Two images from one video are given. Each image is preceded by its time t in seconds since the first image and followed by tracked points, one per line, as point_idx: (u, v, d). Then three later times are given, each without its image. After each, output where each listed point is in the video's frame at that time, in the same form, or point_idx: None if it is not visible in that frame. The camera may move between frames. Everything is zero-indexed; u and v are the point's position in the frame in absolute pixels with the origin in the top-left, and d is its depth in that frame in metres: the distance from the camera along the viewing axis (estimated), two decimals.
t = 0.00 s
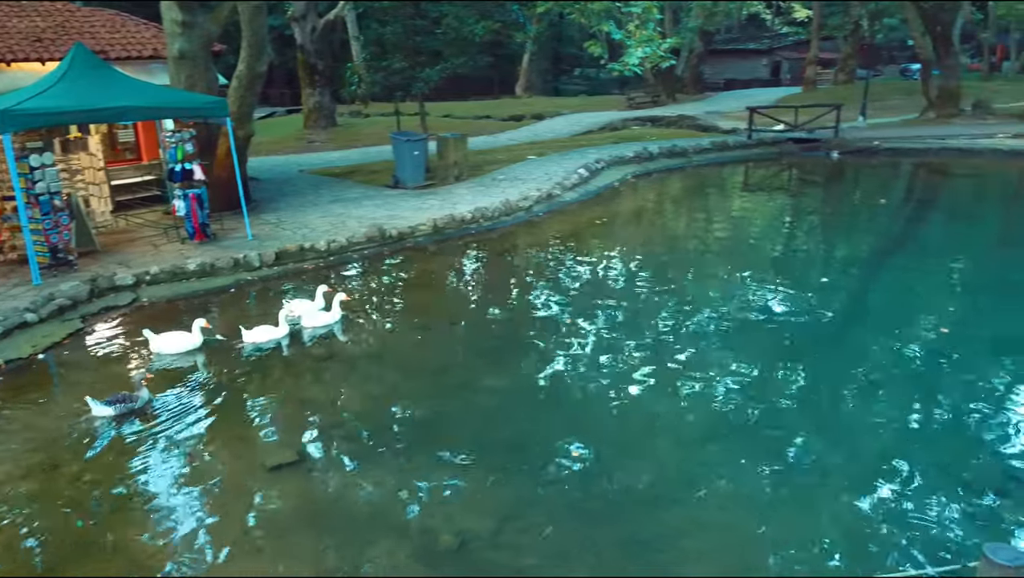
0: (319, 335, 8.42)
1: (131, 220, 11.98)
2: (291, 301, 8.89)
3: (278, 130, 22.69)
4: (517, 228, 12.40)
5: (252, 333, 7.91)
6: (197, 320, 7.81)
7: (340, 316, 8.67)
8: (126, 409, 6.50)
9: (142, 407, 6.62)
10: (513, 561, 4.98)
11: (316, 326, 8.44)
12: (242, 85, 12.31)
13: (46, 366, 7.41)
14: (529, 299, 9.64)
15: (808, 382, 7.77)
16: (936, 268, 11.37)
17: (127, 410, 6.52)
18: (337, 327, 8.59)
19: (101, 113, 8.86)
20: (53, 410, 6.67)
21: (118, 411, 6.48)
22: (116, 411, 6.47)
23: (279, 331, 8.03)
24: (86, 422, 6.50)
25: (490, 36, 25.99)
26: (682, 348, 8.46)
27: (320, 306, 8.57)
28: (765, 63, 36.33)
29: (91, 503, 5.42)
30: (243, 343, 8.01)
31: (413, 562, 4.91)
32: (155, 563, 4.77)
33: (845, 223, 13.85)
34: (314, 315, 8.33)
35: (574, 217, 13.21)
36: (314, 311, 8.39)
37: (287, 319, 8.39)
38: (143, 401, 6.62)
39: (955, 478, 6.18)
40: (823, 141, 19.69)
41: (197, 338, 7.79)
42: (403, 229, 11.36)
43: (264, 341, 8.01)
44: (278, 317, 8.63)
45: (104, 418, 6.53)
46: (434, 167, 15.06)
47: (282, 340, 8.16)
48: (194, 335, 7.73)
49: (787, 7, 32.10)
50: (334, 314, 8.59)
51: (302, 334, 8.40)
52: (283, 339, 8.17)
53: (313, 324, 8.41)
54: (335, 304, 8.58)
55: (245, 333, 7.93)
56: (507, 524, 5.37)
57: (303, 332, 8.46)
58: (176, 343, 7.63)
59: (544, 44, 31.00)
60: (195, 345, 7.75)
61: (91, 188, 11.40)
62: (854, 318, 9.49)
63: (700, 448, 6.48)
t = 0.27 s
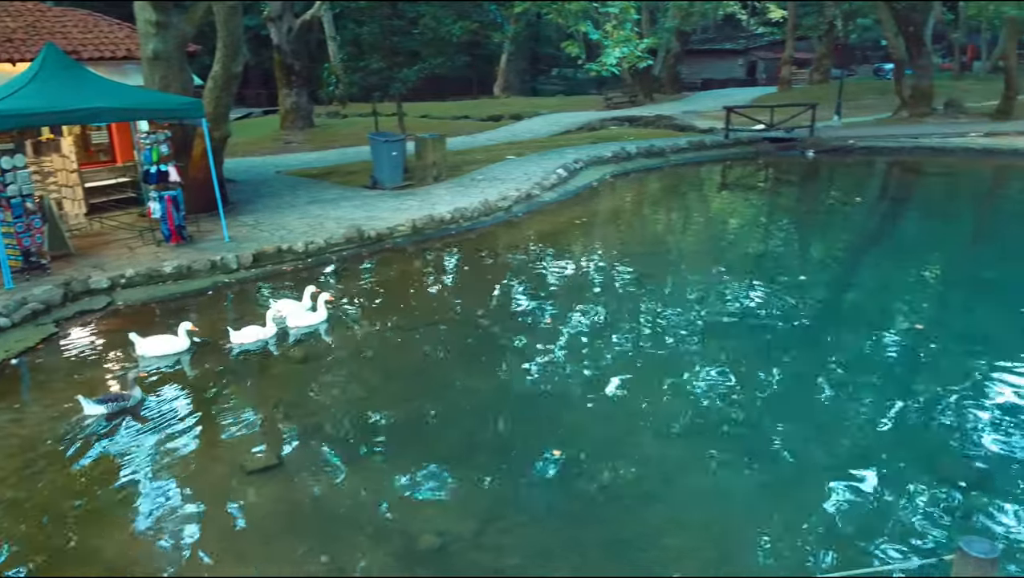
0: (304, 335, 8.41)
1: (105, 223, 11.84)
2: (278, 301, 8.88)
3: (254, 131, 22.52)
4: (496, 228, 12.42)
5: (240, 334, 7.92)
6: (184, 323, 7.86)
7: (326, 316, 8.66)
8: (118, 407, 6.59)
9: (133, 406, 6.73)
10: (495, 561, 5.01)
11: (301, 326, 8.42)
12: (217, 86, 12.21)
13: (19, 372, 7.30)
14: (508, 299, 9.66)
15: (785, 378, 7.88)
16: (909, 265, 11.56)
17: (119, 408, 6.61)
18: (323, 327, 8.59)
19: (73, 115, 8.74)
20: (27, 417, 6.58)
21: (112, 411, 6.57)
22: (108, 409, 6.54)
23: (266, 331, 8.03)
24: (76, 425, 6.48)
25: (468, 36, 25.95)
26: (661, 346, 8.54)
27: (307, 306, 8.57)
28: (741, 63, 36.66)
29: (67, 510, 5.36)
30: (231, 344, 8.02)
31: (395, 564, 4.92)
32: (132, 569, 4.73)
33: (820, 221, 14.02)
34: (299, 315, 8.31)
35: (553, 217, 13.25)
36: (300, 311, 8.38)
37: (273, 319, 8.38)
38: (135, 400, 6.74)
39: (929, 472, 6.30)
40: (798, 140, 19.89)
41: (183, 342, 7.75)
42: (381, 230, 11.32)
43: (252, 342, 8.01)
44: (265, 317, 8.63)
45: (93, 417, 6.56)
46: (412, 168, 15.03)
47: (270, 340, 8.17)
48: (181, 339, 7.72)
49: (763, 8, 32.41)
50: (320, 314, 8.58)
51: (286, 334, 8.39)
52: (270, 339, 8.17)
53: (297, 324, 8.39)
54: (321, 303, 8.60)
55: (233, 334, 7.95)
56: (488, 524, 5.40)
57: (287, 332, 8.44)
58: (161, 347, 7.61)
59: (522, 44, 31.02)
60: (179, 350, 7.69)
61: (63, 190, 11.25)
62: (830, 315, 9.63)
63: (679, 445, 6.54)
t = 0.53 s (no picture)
0: (289, 335, 8.44)
1: (78, 225, 11.67)
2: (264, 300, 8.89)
3: (229, 132, 22.34)
4: (475, 229, 12.43)
5: (227, 335, 7.92)
6: (167, 326, 7.77)
7: (310, 316, 8.67)
8: (108, 406, 6.66)
9: (123, 405, 6.81)
10: (476, 562, 5.04)
11: (285, 326, 8.44)
12: (191, 86, 12.09)
13: None
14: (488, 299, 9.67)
15: (763, 376, 7.97)
16: (883, 263, 11.75)
17: (111, 407, 6.69)
18: (307, 327, 8.60)
19: (44, 116, 8.62)
20: None
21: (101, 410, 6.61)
22: (100, 408, 6.60)
23: (253, 332, 8.05)
24: (65, 427, 6.46)
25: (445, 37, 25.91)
26: (640, 344, 8.60)
27: (292, 306, 8.57)
28: (717, 63, 36.98)
29: (41, 519, 5.31)
30: (217, 344, 8.02)
31: (376, 566, 4.93)
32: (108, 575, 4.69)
33: (795, 220, 14.20)
34: (284, 316, 8.32)
35: (531, 217, 13.28)
36: (285, 311, 8.39)
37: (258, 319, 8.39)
38: (126, 400, 6.84)
39: (903, 467, 6.40)
40: (773, 140, 20.10)
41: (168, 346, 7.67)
42: (359, 231, 11.27)
43: (238, 342, 8.03)
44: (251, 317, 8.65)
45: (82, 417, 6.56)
46: (390, 168, 14.99)
47: (257, 340, 8.19)
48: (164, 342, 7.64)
49: (738, 9, 32.73)
50: (305, 314, 8.58)
51: (271, 334, 8.41)
52: (257, 339, 8.20)
53: (281, 324, 8.40)
54: (306, 304, 8.59)
55: (219, 334, 7.95)
56: (470, 525, 5.43)
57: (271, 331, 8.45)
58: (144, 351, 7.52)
59: (499, 44, 31.05)
60: (164, 355, 7.61)
61: (34, 193, 11.12)
62: (807, 313, 9.75)
63: (659, 444, 6.60)
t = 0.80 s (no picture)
0: (273, 335, 8.44)
1: (49, 228, 11.50)
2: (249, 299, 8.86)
3: (203, 132, 22.13)
4: (453, 228, 12.42)
5: (215, 335, 7.87)
6: (152, 329, 7.71)
7: (294, 315, 8.68)
8: (97, 405, 6.69)
9: (113, 403, 6.84)
10: (457, 562, 5.06)
11: (270, 326, 8.44)
12: (165, 86, 11.96)
13: None
14: (467, 299, 9.67)
15: (741, 374, 8.05)
16: (856, 260, 11.93)
17: (100, 405, 6.71)
18: (291, 326, 8.61)
19: (13, 117, 8.47)
20: None
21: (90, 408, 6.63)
22: (89, 407, 6.62)
23: (240, 331, 8.02)
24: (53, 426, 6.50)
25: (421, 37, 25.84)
26: (619, 343, 8.65)
27: (277, 306, 8.57)
28: (692, 63, 37.28)
29: (16, 529, 5.23)
30: (203, 344, 8.00)
31: (357, 567, 4.93)
32: None
33: (771, 218, 14.36)
34: (269, 315, 8.32)
35: (509, 217, 13.30)
36: (270, 310, 8.38)
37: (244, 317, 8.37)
38: (115, 398, 6.86)
39: (878, 461, 6.51)
40: (749, 138, 20.28)
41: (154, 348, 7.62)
42: (336, 232, 11.22)
43: (225, 342, 8.00)
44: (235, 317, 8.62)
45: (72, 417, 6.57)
46: (367, 168, 14.94)
47: (243, 340, 8.16)
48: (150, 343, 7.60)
49: (712, 9, 33.03)
50: (289, 314, 8.59)
51: (255, 333, 8.39)
52: (242, 339, 8.16)
53: (266, 324, 8.40)
54: (291, 303, 8.60)
55: (205, 334, 7.89)
56: (451, 525, 5.45)
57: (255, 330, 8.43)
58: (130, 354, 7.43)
59: (476, 44, 31.04)
60: (149, 356, 7.54)
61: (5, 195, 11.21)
62: (783, 310, 9.88)
63: (639, 440, 6.66)
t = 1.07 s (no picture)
0: (257, 333, 8.45)
1: (20, 229, 11.33)
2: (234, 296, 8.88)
3: (177, 133, 21.90)
4: (431, 227, 12.41)
5: (199, 333, 7.89)
6: (139, 329, 7.72)
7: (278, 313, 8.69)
8: (87, 401, 6.72)
9: (101, 400, 6.86)
10: (439, 559, 5.07)
11: (254, 323, 8.45)
12: (137, 85, 11.84)
13: None
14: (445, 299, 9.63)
15: (720, 370, 8.12)
16: (832, 256, 12.09)
17: (89, 402, 6.73)
18: (275, 324, 8.62)
19: None
20: None
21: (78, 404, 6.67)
22: (77, 403, 6.66)
23: (224, 329, 8.04)
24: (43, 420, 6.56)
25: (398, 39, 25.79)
26: (600, 341, 8.68)
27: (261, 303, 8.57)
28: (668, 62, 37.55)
29: None
30: (188, 343, 7.99)
31: (338, 566, 4.92)
32: None
33: (747, 215, 14.51)
34: (252, 313, 8.34)
35: (488, 215, 13.31)
36: (253, 308, 8.38)
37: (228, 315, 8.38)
38: (103, 395, 6.88)
39: (854, 455, 6.59)
40: (724, 137, 20.46)
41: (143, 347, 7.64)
42: (313, 231, 11.17)
43: (210, 339, 8.02)
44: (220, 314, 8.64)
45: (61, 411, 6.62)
46: (344, 168, 14.87)
47: (227, 339, 8.18)
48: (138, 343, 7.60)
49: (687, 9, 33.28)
50: (273, 312, 8.60)
51: (239, 331, 8.40)
52: (227, 337, 8.19)
53: (250, 322, 8.42)
54: (274, 301, 8.61)
55: (190, 332, 7.91)
56: (432, 522, 5.46)
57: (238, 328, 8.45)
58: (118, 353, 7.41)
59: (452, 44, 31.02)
60: (135, 356, 7.51)
61: None
62: (761, 307, 9.96)
63: (620, 438, 6.69)
